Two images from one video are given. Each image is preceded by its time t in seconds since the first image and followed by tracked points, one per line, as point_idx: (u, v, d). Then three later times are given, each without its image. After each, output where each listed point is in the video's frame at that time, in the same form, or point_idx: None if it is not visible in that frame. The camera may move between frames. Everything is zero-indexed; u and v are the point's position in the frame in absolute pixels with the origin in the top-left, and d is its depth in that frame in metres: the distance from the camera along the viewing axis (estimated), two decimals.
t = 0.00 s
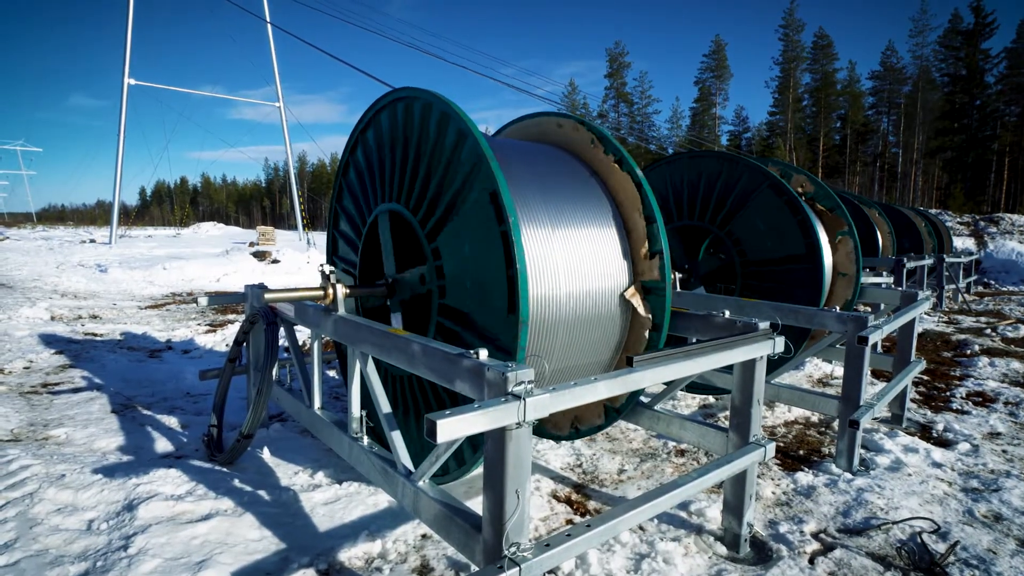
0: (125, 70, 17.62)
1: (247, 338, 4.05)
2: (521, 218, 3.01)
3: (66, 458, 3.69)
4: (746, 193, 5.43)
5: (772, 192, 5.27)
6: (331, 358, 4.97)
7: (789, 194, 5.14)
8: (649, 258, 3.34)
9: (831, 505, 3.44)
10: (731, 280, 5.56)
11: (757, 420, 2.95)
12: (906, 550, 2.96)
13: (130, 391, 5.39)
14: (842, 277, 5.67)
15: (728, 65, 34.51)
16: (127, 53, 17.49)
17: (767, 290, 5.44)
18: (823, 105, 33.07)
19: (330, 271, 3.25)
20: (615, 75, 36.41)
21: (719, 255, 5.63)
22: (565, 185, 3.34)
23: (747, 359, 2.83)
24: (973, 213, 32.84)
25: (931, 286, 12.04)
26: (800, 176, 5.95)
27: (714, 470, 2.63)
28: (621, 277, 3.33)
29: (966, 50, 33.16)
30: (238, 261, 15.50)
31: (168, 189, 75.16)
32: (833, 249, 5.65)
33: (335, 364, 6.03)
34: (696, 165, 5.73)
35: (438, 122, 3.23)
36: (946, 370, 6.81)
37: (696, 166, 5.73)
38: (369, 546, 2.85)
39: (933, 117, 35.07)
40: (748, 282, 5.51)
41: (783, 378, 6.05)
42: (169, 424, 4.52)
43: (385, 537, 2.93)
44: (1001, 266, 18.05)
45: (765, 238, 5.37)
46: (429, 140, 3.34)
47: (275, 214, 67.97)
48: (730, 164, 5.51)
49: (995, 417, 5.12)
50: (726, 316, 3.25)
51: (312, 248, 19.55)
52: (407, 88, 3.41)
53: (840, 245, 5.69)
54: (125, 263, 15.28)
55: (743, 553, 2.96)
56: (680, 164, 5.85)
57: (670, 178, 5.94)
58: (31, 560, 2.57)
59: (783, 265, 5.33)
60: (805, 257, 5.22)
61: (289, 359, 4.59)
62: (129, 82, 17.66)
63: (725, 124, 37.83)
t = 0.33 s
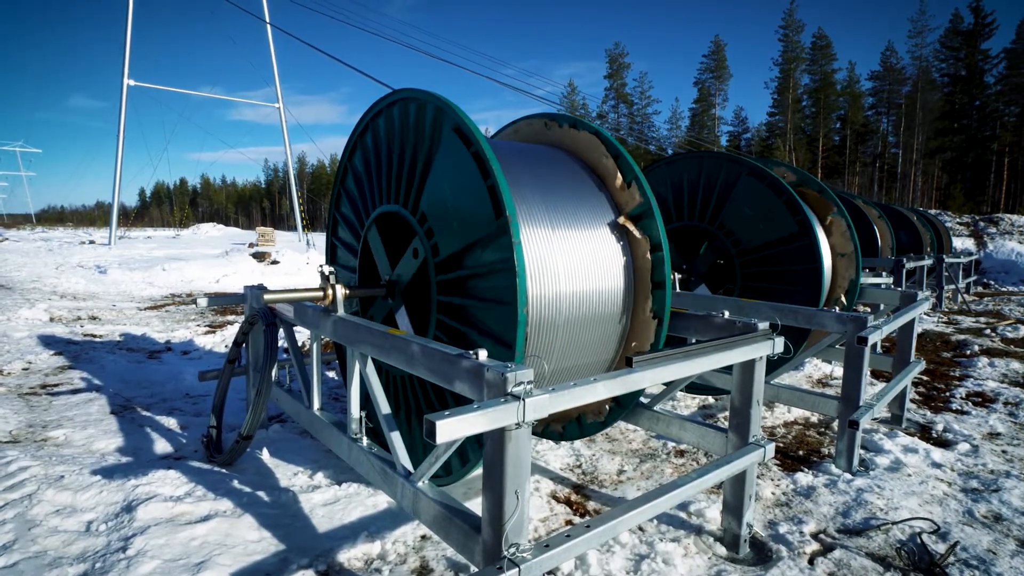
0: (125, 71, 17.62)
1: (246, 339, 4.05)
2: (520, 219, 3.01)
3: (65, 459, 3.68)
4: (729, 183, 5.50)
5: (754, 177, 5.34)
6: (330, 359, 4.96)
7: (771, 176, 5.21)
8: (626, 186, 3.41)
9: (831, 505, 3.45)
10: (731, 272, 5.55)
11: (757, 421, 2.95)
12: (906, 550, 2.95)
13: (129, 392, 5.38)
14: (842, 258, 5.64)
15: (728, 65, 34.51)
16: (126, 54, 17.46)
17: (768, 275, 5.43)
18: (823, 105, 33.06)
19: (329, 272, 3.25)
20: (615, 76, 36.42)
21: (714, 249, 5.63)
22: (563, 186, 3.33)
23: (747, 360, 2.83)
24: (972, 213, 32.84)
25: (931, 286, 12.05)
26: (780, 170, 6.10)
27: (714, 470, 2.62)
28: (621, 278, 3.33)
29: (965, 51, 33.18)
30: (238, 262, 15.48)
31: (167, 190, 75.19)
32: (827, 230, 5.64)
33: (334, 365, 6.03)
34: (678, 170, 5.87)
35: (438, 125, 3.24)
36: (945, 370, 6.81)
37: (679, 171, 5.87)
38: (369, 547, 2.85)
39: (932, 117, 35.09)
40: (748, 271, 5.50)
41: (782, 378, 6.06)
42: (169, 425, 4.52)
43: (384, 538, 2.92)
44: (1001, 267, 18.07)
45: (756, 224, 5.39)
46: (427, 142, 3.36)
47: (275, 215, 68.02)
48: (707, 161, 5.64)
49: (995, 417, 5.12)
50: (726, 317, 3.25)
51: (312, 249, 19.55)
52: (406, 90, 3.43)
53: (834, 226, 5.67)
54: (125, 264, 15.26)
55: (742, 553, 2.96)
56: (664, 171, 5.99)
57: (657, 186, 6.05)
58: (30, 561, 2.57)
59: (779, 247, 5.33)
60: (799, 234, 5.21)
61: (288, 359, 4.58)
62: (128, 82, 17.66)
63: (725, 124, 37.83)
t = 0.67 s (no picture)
0: (117, 72, 17.52)
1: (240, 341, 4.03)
2: (511, 215, 2.99)
3: (56, 463, 3.66)
4: (705, 179, 5.62)
5: (729, 169, 5.46)
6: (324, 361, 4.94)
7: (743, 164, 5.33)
8: (579, 143, 3.61)
9: (824, 505, 3.46)
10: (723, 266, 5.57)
11: (751, 420, 2.96)
12: (898, 549, 2.97)
13: (121, 395, 5.35)
14: (831, 238, 5.61)
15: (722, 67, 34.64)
16: (119, 54, 17.34)
17: (760, 262, 5.44)
18: (816, 106, 33.23)
19: (322, 274, 3.24)
20: (610, 77, 36.50)
21: (702, 246, 5.65)
22: (555, 186, 3.33)
23: (740, 360, 2.84)
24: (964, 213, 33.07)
25: (923, 286, 12.13)
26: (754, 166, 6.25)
27: (707, 471, 2.63)
28: (615, 278, 3.34)
29: (957, 52, 33.44)
30: (232, 264, 15.42)
31: (160, 192, 74.83)
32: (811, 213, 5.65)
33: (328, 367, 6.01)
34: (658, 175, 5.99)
35: (412, 119, 3.44)
36: (937, 369, 6.86)
37: (658, 176, 6.00)
38: (362, 549, 2.84)
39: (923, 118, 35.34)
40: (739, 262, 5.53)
41: (776, 378, 6.08)
42: (161, 427, 4.49)
43: (378, 540, 2.92)
44: (992, 266, 18.23)
45: (737, 213, 5.45)
46: (405, 139, 3.53)
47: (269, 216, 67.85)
48: (683, 161, 5.78)
49: (986, 415, 5.16)
50: (719, 317, 3.26)
51: (306, 250, 19.50)
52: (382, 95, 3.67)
53: (817, 209, 5.69)
54: (117, 266, 15.17)
55: (736, 553, 2.97)
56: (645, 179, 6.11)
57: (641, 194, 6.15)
58: (19, 566, 2.55)
59: (763, 232, 5.37)
60: (780, 215, 5.26)
61: (281, 361, 4.56)
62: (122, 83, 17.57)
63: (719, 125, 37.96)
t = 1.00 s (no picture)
0: (99, 72, 17.24)
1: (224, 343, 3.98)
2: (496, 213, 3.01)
3: (34, 469, 3.59)
4: (674, 178, 5.79)
5: (695, 164, 5.65)
6: (310, 363, 4.91)
7: (707, 157, 5.51)
8: (532, 131, 3.86)
9: (808, 502, 3.50)
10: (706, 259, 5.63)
11: (734, 420, 2.98)
12: (879, 545, 3.01)
13: (102, 399, 5.27)
14: (806, 221, 5.71)
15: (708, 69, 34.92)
16: (101, 53, 17.08)
17: (745, 247, 5.47)
18: (801, 109, 33.59)
19: (307, 275, 3.22)
20: (598, 79, 36.65)
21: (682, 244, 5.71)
22: (540, 186, 3.34)
23: (725, 360, 2.86)
24: (944, 213, 33.63)
25: (904, 286, 12.33)
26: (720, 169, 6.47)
27: (692, 470, 2.65)
28: (602, 277, 3.35)
29: (937, 56, 33.98)
30: (217, 265, 15.25)
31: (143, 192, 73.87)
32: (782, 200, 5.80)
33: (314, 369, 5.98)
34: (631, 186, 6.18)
35: (367, 132, 3.81)
36: (918, 367, 6.97)
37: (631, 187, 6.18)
38: (348, 552, 2.82)
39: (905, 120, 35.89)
40: (723, 250, 5.56)
41: (761, 377, 6.14)
42: (143, 432, 4.43)
43: (364, 543, 2.90)
44: (971, 265, 18.57)
45: (709, 205, 5.57)
46: (364, 152, 3.85)
47: (254, 218, 67.29)
48: (650, 167, 5.98)
49: (965, 413, 5.26)
50: (704, 317, 3.28)
51: (291, 251, 19.36)
52: (339, 126, 4.09)
53: (786, 195, 5.84)
54: (99, 268, 14.94)
55: (721, 551, 2.99)
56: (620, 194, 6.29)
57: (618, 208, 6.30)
58: None
59: (737, 218, 5.46)
60: (752, 198, 5.37)
61: (266, 364, 4.52)
62: (104, 83, 17.31)
63: (705, 126, 38.21)
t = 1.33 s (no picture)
0: (70, 68, 16.81)
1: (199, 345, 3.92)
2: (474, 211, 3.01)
3: None
4: (637, 183, 5.97)
5: (658, 163, 5.80)
6: (288, 364, 4.86)
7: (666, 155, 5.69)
8: (508, 129, 3.87)
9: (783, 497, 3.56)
10: (683, 251, 5.67)
11: (711, 417, 3.02)
12: (851, 537, 3.07)
13: (72, 403, 5.14)
14: (771, 204, 5.93)
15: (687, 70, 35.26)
16: (71, 50, 16.66)
17: (716, 231, 5.55)
18: (778, 110, 34.07)
19: (283, 275, 3.17)
20: (579, 79, 36.78)
21: (656, 242, 5.77)
22: (517, 183, 3.35)
23: (701, 357, 2.89)
24: (914, 212, 34.43)
25: (877, 284, 12.60)
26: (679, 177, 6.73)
27: (669, 466, 2.67)
28: (580, 274, 3.37)
29: (909, 59, 34.75)
30: (193, 265, 14.99)
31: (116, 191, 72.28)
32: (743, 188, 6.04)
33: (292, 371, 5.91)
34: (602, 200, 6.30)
35: (324, 158, 4.06)
36: (890, 363, 7.13)
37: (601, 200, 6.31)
38: (326, 555, 2.79)
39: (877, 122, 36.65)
40: (695, 239, 5.63)
41: (738, 375, 6.23)
42: (115, 436, 4.34)
43: (342, 545, 2.88)
44: (941, 264, 19.04)
45: (675, 199, 5.70)
46: (327, 174, 4.02)
47: (231, 217, 66.25)
48: (615, 177, 6.16)
49: (934, 407, 5.39)
50: (681, 315, 3.32)
51: (269, 251, 19.11)
52: (296, 171, 4.35)
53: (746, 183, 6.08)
54: (70, 269, 14.58)
55: (698, 547, 3.02)
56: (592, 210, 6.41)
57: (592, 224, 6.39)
58: None
59: (702, 206, 5.56)
60: (712, 182, 5.51)
61: (242, 365, 4.45)
62: (75, 79, 16.88)
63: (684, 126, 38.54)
